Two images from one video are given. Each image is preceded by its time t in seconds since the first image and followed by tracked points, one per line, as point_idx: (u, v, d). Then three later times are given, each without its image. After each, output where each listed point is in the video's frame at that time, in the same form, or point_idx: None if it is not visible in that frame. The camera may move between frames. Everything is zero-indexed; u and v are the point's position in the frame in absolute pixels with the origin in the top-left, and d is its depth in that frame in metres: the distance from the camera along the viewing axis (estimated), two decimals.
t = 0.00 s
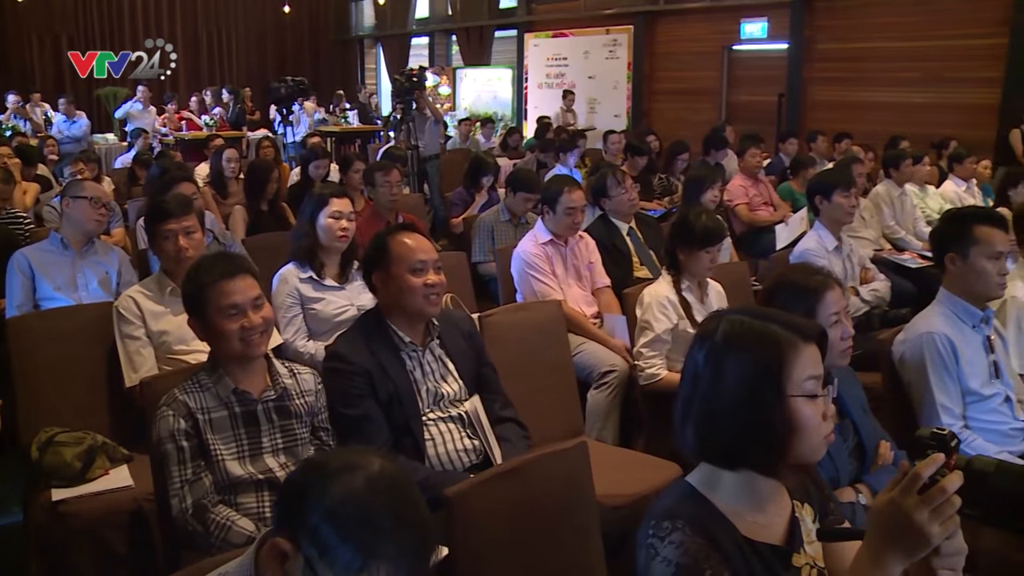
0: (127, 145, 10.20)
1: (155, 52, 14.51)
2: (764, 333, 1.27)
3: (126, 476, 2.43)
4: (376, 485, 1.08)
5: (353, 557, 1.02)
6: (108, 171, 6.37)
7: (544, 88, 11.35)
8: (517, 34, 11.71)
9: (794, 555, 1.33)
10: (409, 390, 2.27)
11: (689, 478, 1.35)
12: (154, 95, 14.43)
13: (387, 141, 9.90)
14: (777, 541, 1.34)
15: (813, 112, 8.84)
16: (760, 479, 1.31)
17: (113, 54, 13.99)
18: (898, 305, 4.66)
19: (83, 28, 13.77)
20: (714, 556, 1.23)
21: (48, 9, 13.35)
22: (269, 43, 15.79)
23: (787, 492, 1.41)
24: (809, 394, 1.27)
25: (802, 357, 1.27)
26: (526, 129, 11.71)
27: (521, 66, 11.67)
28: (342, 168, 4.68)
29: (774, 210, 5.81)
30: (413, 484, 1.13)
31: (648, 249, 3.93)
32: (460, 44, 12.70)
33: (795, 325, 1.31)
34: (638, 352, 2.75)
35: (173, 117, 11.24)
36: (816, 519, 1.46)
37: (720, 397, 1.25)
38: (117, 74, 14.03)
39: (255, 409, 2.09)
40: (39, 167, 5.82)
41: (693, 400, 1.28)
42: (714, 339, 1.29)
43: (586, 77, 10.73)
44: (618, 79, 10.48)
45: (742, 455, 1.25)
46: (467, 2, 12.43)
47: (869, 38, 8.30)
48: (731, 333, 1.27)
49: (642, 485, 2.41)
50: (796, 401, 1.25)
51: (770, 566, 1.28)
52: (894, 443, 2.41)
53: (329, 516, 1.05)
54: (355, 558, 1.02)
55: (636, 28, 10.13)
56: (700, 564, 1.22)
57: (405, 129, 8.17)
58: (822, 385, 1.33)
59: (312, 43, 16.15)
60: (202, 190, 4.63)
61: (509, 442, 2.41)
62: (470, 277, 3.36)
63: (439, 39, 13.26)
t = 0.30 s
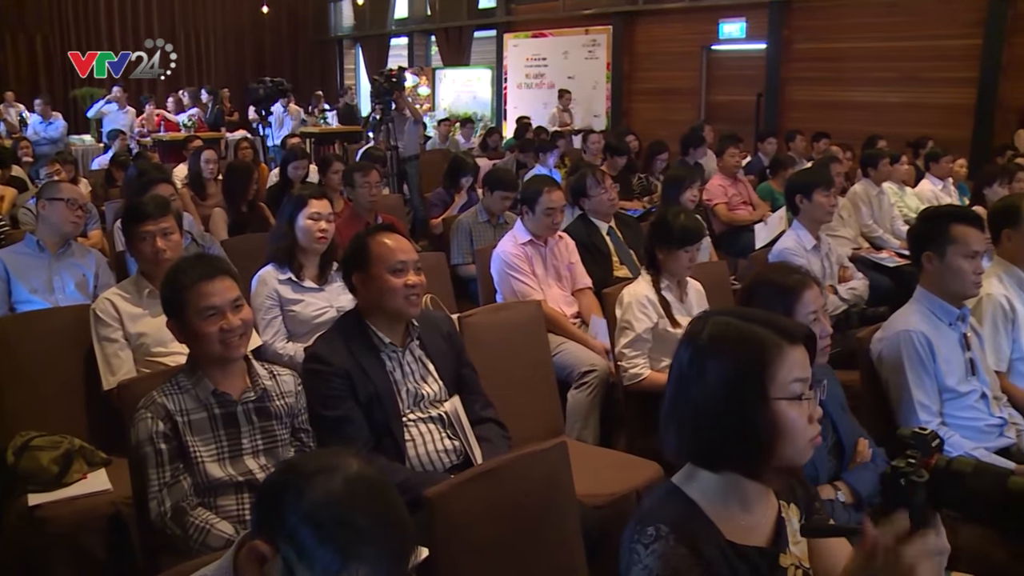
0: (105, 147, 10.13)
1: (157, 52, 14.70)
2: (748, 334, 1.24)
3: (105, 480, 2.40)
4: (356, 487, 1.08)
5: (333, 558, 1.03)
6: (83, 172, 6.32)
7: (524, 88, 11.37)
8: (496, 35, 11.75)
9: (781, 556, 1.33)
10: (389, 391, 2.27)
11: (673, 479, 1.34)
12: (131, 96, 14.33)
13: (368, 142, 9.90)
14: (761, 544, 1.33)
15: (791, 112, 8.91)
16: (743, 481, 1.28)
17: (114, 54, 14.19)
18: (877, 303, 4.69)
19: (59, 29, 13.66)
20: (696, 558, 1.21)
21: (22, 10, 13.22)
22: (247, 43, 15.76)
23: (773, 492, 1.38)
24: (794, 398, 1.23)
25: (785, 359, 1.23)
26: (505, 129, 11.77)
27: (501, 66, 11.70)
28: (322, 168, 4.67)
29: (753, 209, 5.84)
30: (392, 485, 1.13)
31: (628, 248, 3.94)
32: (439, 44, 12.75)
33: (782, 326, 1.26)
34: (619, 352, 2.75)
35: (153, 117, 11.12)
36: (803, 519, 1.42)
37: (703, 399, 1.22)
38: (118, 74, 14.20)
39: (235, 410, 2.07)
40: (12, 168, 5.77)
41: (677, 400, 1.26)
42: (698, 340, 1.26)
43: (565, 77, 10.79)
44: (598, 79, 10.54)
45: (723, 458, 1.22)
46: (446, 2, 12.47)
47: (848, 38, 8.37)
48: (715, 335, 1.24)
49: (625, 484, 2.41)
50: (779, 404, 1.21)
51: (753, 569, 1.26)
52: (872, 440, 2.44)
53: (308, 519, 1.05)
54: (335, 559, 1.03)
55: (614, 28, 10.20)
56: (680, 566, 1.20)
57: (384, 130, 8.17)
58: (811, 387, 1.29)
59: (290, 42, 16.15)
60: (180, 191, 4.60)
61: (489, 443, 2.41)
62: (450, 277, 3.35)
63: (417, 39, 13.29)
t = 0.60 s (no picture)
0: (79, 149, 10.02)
1: (154, 53, 14.83)
2: (741, 336, 1.22)
3: (80, 485, 2.38)
4: (333, 489, 1.08)
5: (310, 561, 1.02)
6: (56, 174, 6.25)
7: (502, 88, 11.40)
8: (473, 35, 11.79)
9: (764, 563, 1.28)
10: (366, 392, 2.26)
11: (661, 481, 1.32)
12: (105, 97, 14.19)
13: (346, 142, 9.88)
14: (747, 548, 1.29)
15: (767, 111, 8.98)
16: (733, 482, 1.27)
17: (112, 54, 14.26)
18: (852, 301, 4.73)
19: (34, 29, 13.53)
20: (678, 561, 1.20)
21: None
22: (223, 44, 15.68)
23: (761, 496, 1.35)
24: (787, 400, 1.23)
25: (779, 361, 1.22)
26: (483, 129, 11.81)
27: (479, 66, 11.72)
28: (298, 170, 4.64)
29: (731, 209, 5.87)
30: (369, 486, 1.13)
31: (606, 247, 3.95)
32: (416, 45, 12.76)
33: (775, 327, 1.26)
34: (597, 352, 2.75)
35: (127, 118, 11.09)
36: (789, 523, 1.36)
37: (698, 403, 1.20)
38: (117, 74, 14.29)
39: (211, 413, 2.06)
40: None
41: (670, 402, 1.24)
42: (691, 342, 1.24)
43: (543, 77, 10.84)
44: (575, 79, 10.60)
45: (716, 460, 1.21)
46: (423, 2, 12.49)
47: (824, 38, 8.44)
48: (709, 337, 1.22)
49: (605, 483, 2.41)
50: (772, 406, 1.21)
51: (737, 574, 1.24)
52: (847, 437, 2.46)
53: (285, 521, 1.05)
54: (312, 561, 1.02)
55: (592, 28, 10.25)
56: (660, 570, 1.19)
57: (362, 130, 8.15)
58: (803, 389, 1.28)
59: (267, 43, 16.12)
60: (156, 193, 4.57)
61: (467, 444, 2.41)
62: (428, 278, 3.35)
63: (395, 40, 13.30)
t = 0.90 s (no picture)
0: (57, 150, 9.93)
1: (156, 52, 15.04)
2: (732, 339, 1.23)
3: (59, 489, 2.35)
4: (313, 492, 1.07)
5: (289, 564, 1.02)
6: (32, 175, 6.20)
7: (483, 89, 11.52)
8: (454, 35, 11.82)
9: (752, 563, 1.30)
10: (349, 392, 2.25)
11: (649, 484, 1.32)
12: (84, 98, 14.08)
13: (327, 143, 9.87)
14: (735, 551, 1.30)
15: (748, 111, 9.05)
16: (721, 484, 1.27)
17: (113, 54, 14.44)
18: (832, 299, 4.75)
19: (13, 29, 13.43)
20: (663, 564, 1.20)
21: None
22: (203, 44, 15.64)
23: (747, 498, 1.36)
24: (777, 402, 1.23)
25: (769, 364, 1.23)
26: (464, 130, 11.96)
27: (460, 67, 11.81)
28: (279, 171, 4.62)
29: (712, 208, 5.90)
30: (349, 488, 1.13)
31: (587, 247, 3.95)
32: (397, 45, 12.79)
33: (763, 330, 1.26)
34: (579, 352, 2.76)
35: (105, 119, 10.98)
36: (777, 525, 1.38)
37: (690, 404, 1.20)
38: (117, 74, 14.51)
39: (192, 416, 2.06)
40: None
41: (661, 402, 1.23)
42: (682, 344, 1.23)
43: (524, 77, 10.92)
44: (556, 79, 10.67)
45: (709, 463, 1.20)
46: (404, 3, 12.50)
47: (803, 39, 8.50)
48: (700, 338, 1.22)
49: (590, 482, 2.41)
50: (764, 409, 1.21)
51: None
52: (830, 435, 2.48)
53: (265, 524, 1.04)
54: (293, 564, 1.02)
55: (573, 28, 10.32)
56: (646, 575, 1.19)
57: (344, 132, 8.18)
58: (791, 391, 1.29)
59: (248, 43, 16.10)
60: (135, 194, 4.54)
61: (449, 443, 2.40)
62: (409, 279, 3.35)
63: (376, 40, 13.29)
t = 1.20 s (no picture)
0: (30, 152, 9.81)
1: (155, 52, 15.24)
2: (711, 339, 1.23)
3: (33, 494, 2.33)
4: (289, 495, 1.07)
5: (263, 569, 1.01)
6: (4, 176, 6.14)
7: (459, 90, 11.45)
8: (431, 36, 11.85)
9: (735, 563, 1.30)
10: (327, 394, 2.23)
11: (632, 484, 1.32)
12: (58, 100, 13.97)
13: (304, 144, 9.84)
14: (718, 552, 1.30)
15: (725, 110, 9.11)
16: (705, 484, 1.27)
17: (112, 55, 14.72)
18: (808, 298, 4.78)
19: None
20: (645, 563, 1.19)
21: None
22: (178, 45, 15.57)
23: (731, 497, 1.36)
24: (759, 403, 1.23)
25: (750, 364, 1.23)
26: (442, 130, 11.99)
27: (436, 67, 11.85)
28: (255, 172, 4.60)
29: (688, 208, 5.94)
30: (324, 490, 1.12)
31: (564, 247, 3.96)
32: (374, 46, 12.79)
33: (745, 330, 1.26)
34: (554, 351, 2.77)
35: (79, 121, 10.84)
36: (759, 525, 1.39)
37: (670, 404, 1.20)
38: (117, 74, 14.76)
39: (168, 419, 2.04)
40: None
41: (641, 403, 1.24)
42: (662, 345, 1.24)
43: (500, 77, 10.92)
44: (533, 79, 10.72)
45: (690, 463, 1.21)
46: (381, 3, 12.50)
47: (779, 39, 8.57)
48: (679, 339, 1.23)
49: (568, 481, 2.42)
50: (744, 409, 1.21)
51: None
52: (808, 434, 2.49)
53: (240, 527, 1.04)
54: (268, 568, 1.01)
55: (550, 28, 10.38)
56: None
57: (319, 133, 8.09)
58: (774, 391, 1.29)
59: (223, 44, 16.04)
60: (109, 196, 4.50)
61: (428, 444, 2.40)
62: (386, 280, 3.34)
63: (352, 41, 13.28)
